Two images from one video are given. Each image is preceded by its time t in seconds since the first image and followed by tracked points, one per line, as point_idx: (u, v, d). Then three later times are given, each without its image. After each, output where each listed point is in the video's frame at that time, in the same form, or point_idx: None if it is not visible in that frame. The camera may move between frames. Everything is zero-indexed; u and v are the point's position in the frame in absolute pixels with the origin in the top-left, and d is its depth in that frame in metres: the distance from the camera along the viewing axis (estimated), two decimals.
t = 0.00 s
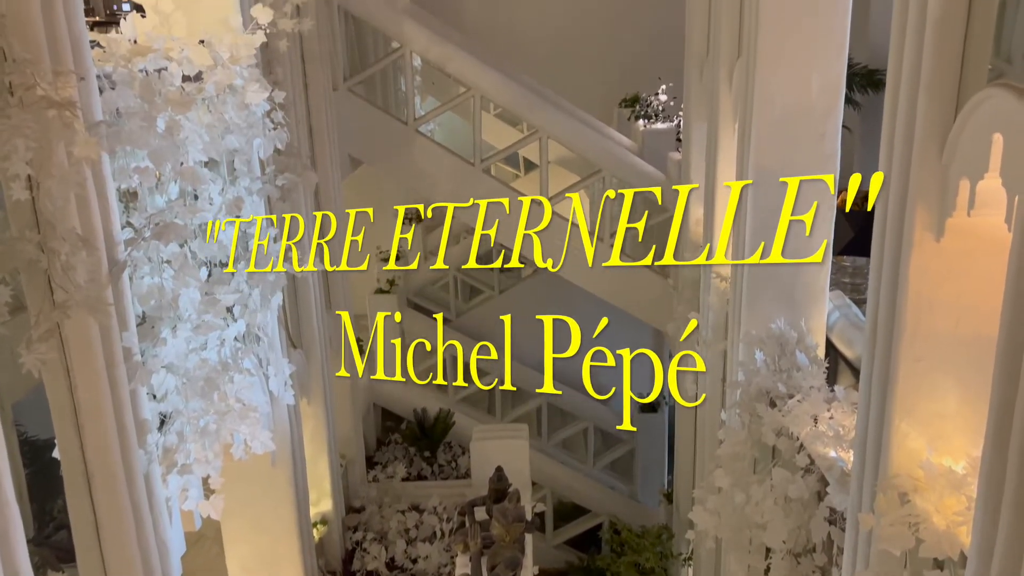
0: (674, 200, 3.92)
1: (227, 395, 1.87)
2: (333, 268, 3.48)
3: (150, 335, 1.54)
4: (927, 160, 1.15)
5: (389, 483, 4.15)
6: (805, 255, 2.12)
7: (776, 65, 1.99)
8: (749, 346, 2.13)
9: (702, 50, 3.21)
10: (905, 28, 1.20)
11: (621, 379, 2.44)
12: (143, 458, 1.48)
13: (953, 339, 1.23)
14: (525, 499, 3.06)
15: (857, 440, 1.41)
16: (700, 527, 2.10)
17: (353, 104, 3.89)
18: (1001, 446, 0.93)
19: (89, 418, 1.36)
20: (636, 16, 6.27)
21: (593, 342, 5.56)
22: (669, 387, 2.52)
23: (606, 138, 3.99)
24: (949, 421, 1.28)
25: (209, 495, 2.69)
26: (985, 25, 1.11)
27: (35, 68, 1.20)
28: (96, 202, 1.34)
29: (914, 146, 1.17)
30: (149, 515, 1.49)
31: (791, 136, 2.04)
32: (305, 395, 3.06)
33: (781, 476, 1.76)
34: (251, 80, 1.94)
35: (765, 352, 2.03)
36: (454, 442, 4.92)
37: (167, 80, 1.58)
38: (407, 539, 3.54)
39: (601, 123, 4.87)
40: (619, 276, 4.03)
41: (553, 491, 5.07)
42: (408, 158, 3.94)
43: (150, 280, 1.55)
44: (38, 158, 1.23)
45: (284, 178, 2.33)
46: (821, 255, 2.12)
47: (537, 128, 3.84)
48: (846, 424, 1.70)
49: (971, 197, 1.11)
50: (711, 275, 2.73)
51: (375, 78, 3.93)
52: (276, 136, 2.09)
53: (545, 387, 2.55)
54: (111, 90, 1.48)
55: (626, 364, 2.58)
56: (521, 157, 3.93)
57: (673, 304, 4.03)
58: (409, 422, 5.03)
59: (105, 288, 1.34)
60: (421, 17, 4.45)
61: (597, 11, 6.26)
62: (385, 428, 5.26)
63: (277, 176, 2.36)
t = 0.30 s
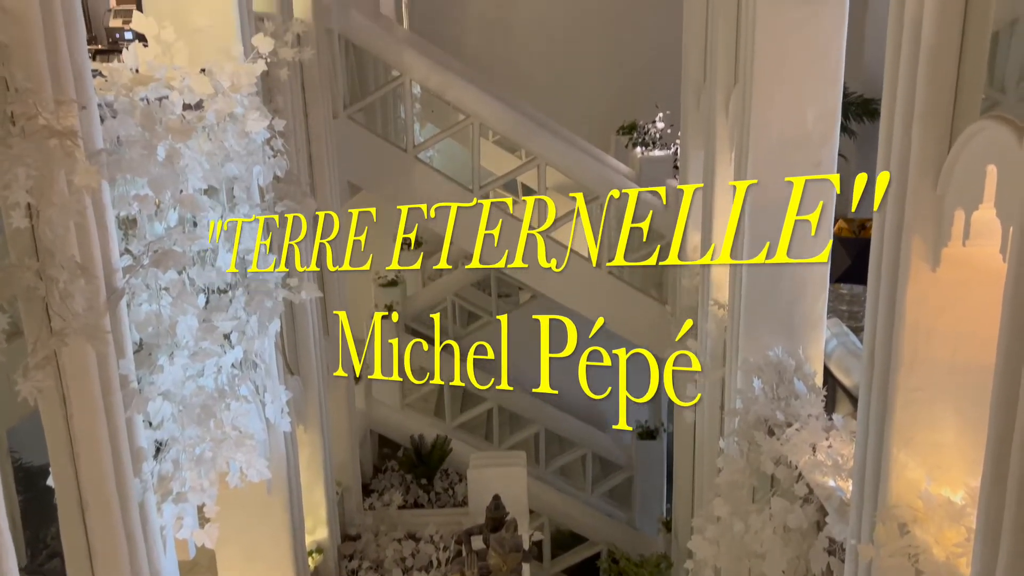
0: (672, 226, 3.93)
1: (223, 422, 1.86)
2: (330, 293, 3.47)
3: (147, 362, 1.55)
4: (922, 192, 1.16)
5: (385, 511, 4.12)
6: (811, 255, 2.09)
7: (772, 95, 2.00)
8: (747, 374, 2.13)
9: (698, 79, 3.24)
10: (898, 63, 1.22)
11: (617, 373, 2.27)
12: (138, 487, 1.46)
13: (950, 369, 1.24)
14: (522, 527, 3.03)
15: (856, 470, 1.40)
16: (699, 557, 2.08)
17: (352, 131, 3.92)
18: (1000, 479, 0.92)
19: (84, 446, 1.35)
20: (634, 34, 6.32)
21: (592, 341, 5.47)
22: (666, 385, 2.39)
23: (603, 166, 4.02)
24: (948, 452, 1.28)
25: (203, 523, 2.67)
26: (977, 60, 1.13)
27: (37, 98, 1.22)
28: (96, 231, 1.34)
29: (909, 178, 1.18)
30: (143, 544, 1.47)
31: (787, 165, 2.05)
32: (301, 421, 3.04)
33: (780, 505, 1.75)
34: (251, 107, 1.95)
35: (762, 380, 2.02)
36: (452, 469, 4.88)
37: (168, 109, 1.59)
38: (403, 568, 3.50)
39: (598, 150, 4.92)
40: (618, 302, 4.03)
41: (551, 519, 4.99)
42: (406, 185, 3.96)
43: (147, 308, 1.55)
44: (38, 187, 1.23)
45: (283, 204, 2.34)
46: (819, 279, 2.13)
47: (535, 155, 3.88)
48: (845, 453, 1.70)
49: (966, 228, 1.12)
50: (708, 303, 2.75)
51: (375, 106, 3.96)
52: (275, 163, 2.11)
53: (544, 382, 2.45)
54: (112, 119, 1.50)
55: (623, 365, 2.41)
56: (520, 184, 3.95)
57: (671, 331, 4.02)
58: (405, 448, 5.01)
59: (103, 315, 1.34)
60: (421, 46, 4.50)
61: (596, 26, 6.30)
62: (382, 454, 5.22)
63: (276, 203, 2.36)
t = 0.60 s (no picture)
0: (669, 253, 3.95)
1: (219, 450, 1.85)
2: (329, 321, 3.46)
3: (144, 390, 1.56)
4: (917, 222, 1.17)
5: (382, 540, 4.08)
6: (816, 256, 2.05)
7: (768, 125, 2.02)
8: (746, 402, 2.12)
9: (695, 108, 3.27)
10: (893, 96, 1.23)
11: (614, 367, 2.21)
12: (133, 516, 1.45)
13: (948, 400, 1.23)
14: (520, 556, 3.00)
15: (856, 499, 1.39)
16: None
17: (352, 158, 3.95)
18: (998, 510, 0.92)
19: (79, 475, 1.35)
20: (632, 65, 6.38)
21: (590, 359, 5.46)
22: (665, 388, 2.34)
23: (602, 193, 4.03)
24: (946, 482, 1.27)
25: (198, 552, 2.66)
26: (970, 93, 1.14)
27: (40, 127, 1.23)
28: (95, 259, 1.35)
29: (903, 209, 1.19)
30: (136, 575, 1.46)
31: (783, 193, 2.05)
32: (298, 449, 3.02)
33: (779, 534, 1.74)
34: (251, 135, 1.97)
35: (761, 408, 2.02)
36: (449, 497, 4.85)
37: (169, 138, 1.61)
38: None
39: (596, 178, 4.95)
40: (617, 329, 4.03)
41: (549, 548, 4.92)
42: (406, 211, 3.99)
43: (145, 334, 1.54)
44: (38, 216, 1.24)
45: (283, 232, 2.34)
46: (817, 306, 2.12)
47: (534, 182, 3.90)
48: (844, 483, 1.69)
49: (962, 258, 1.13)
50: (705, 330, 2.75)
51: (374, 133, 3.99)
52: (275, 191, 2.11)
53: (539, 384, 2.43)
54: (114, 147, 1.50)
55: (620, 367, 2.29)
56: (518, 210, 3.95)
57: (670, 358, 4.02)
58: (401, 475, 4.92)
59: (100, 343, 1.34)
60: (422, 75, 4.55)
61: (594, 51, 6.36)
62: (379, 482, 5.18)
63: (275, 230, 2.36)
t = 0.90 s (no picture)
0: (668, 281, 3.96)
1: (215, 478, 1.84)
2: (327, 349, 3.45)
3: (141, 418, 1.55)
4: (914, 251, 1.18)
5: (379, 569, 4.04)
6: (822, 256, 2.06)
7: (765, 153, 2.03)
8: (744, 431, 2.11)
9: (693, 136, 3.29)
10: (887, 132, 1.25)
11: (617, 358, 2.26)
12: (127, 545, 1.44)
13: (947, 430, 1.23)
14: None
15: (856, 529, 1.39)
16: None
17: (351, 185, 3.96)
18: (999, 541, 0.92)
19: (74, 503, 1.34)
20: (630, 95, 6.43)
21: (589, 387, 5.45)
22: (662, 387, 2.38)
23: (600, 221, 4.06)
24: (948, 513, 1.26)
25: None
26: (965, 124, 1.15)
27: (41, 156, 1.24)
28: (94, 287, 1.35)
29: (902, 237, 1.20)
30: None
31: (779, 220, 2.06)
32: (294, 477, 3.00)
33: (780, 564, 1.72)
34: (252, 164, 1.98)
35: (760, 437, 2.01)
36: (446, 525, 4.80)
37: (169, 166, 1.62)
38: None
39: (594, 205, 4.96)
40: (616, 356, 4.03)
41: None
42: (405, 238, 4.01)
43: (143, 362, 1.53)
44: (38, 244, 1.24)
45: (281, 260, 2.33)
46: (815, 334, 2.11)
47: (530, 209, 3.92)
48: (844, 513, 1.68)
49: (960, 287, 1.13)
50: (705, 357, 2.74)
51: (374, 160, 4.01)
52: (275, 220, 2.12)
53: (535, 382, 2.43)
54: (114, 175, 1.51)
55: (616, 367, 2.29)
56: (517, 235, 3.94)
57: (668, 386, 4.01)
58: (398, 503, 4.86)
59: (98, 371, 1.34)
60: (421, 104, 4.58)
61: (592, 80, 6.41)
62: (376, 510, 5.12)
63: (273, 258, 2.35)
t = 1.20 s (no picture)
0: (667, 308, 3.96)
1: (212, 508, 1.82)
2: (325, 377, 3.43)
3: (137, 447, 1.54)
4: (912, 280, 1.18)
5: None
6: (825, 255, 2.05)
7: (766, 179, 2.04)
8: (744, 460, 2.10)
9: (691, 164, 3.30)
10: (884, 167, 1.26)
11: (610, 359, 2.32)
12: None
13: (947, 460, 1.22)
14: None
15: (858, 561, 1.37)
16: None
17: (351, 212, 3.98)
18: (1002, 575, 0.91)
19: (69, 534, 1.33)
20: (629, 123, 6.48)
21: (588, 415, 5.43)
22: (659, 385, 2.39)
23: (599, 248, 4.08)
24: (949, 544, 1.25)
25: None
26: (960, 156, 1.16)
27: (42, 185, 1.25)
28: (93, 315, 1.35)
29: (900, 267, 1.20)
30: None
31: (784, 232, 2.05)
32: (290, 506, 2.97)
33: None
34: (252, 192, 1.98)
35: (760, 466, 1.99)
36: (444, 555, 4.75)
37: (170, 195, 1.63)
38: None
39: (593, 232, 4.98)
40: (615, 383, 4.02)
41: None
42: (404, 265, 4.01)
43: (140, 390, 1.53)
44: (38, 272, 1.25)
45: (281, 287, 2.32)
46: (813, 363, 2.10)
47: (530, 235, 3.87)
48: (845, 543, 1.67)
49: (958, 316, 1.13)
50: (704, 385, 2.73)
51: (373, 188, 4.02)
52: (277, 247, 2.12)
53: (532, 387, 2.49)
54: (115, 203, 1.51)
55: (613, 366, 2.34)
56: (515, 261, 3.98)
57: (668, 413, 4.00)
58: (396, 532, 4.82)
59: (95, 400, 1.33)
60: (421, 132, 4.61)
61: (591, 109, 6.46)
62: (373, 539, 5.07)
63: (272, 286, 2.35)
